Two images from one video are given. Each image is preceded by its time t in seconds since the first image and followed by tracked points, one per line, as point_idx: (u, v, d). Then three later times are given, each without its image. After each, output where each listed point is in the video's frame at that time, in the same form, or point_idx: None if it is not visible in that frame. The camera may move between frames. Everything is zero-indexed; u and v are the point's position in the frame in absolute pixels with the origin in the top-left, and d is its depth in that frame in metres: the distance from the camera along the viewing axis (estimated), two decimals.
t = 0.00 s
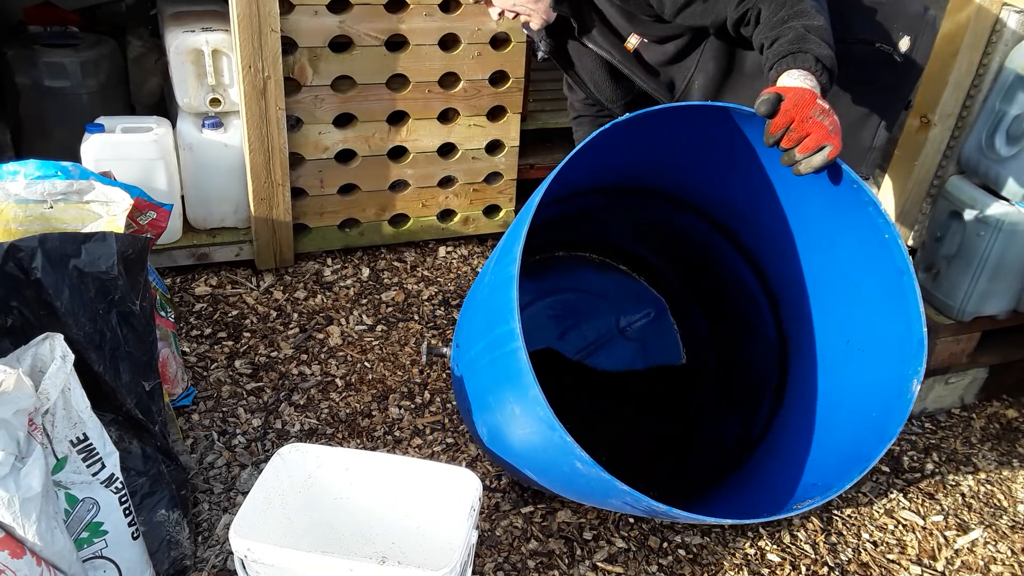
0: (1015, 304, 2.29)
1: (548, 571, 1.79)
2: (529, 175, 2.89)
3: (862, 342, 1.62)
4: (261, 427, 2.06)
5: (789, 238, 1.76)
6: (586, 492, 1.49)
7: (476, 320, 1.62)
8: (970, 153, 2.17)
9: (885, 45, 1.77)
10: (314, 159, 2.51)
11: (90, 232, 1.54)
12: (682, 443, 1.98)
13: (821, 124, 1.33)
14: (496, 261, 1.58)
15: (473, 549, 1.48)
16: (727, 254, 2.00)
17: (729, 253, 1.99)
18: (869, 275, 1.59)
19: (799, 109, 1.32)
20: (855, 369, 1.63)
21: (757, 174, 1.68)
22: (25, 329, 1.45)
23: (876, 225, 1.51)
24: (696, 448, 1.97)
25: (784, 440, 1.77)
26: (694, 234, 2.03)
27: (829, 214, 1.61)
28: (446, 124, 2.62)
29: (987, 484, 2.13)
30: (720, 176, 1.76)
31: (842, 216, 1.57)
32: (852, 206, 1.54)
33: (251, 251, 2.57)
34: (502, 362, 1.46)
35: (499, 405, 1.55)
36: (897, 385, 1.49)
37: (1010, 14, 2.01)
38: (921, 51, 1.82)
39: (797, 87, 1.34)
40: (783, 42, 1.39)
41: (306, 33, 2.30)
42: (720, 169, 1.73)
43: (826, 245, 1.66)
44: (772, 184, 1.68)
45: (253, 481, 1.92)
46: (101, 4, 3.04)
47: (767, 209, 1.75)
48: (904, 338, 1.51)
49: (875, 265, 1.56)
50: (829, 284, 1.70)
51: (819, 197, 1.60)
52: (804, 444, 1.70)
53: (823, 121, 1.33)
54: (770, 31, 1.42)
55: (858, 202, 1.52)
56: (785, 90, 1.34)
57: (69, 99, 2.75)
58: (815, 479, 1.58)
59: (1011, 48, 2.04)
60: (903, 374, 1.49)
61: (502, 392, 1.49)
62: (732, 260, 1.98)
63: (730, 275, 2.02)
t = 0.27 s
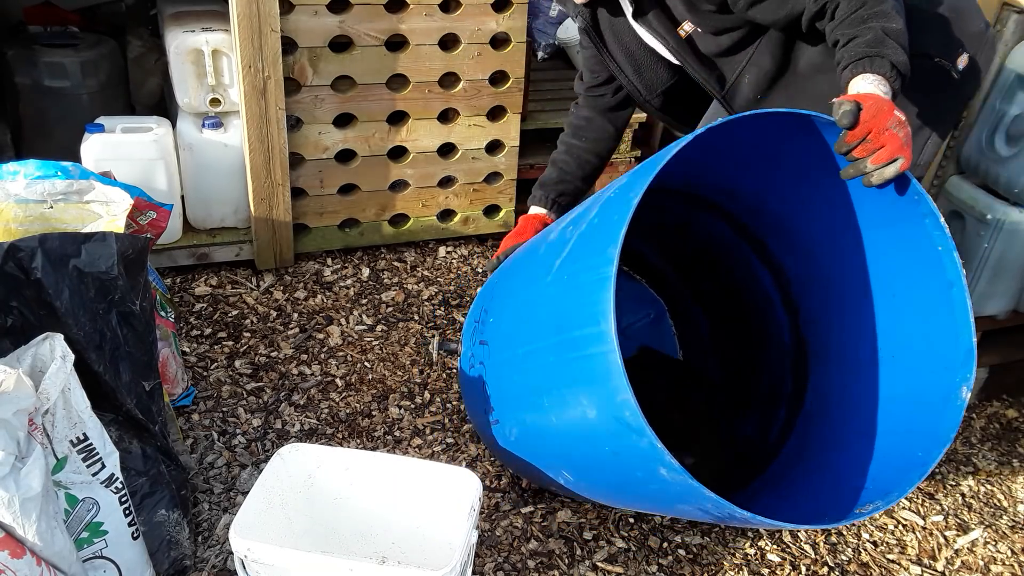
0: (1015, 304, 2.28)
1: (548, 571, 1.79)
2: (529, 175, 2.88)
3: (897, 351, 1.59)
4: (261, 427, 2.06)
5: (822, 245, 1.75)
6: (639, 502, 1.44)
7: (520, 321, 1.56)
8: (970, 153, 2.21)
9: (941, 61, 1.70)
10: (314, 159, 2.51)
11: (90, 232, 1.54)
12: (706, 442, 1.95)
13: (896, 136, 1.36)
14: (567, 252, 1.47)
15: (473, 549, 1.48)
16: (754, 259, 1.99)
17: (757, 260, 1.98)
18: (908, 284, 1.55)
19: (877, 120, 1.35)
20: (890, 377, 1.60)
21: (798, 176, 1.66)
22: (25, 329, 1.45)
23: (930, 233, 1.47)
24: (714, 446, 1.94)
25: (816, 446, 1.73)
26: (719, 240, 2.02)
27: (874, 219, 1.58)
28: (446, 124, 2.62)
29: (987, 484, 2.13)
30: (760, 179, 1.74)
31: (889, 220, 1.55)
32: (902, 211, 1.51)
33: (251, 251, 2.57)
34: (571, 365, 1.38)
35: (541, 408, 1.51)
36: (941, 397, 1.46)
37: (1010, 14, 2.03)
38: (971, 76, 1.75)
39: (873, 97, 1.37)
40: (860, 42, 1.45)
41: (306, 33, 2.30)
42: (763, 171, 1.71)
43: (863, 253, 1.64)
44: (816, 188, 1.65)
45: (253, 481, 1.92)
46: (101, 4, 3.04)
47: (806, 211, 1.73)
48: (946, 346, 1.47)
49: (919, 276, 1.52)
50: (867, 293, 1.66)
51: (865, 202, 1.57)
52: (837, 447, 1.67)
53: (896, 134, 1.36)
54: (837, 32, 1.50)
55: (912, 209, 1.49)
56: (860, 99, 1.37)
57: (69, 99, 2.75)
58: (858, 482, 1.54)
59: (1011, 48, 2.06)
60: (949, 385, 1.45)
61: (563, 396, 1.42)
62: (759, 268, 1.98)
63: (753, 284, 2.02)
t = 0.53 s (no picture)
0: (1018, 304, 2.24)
1: (548, 571, 1.79)
2: (528, 175, 2.88)
3: (948, 380, 1.55)
4: (261, 427, 2.06)
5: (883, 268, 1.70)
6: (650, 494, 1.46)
7: (578, 288, 1.58)
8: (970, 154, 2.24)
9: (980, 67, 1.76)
10: (314, 159, 2.51)
11: (91, 232, 1.54)
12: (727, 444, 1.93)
13: (873, 124, 1.31)
14: (657, 220, 1.50)
15: (473, 549, 1.48)
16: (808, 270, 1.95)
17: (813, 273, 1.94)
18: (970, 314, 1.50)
19: (845, 115, 1.31)
20: (935, 403, 1.56)
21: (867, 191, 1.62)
22: (25, 329, 1.45)
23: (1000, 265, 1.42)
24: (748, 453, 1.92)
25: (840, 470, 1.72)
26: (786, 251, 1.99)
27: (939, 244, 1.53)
28: (446, 124, 2.63)
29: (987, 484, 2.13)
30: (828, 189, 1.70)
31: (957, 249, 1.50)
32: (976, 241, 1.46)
33: (251, 251, 2.57)
34: (621, 331, 1.40)
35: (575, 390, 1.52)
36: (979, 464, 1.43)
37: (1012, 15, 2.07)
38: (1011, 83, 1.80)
39: (845, 83, 1.35)
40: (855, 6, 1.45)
41: (306, 33, 2.30)
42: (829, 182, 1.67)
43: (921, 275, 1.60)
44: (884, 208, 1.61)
45: (253, 480, 1.92)
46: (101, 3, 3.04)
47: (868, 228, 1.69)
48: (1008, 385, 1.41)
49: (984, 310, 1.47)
50: (921, 320, 1.62)
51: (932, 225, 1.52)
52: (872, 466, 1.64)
53: (875, 120, 1.31)
54: None
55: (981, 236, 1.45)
56: (829, 91, 1.35)
57: (69, 99, 2.75)
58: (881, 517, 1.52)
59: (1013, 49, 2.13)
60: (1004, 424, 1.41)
61: (603, 376, 1.43)
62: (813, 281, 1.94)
63: (813, 300, 1.97)
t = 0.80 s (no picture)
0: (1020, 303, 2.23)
1: (548, 571, 1.79)
2: (529, 175, 2.88)
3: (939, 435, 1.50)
4: (261, 427, 2.06)
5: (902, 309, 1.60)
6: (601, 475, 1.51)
7: (602, 271, 1.56)
8: (971, 152, 2.23)
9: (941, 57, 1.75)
10: (314, 159, 2.51)
11: (91, 232, 1.54)
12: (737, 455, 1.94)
13: (855, 152, 1.23)
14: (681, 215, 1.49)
15: (473, 549, 1.48)
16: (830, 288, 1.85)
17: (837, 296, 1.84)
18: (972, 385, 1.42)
19: (820, 157, 1.25)
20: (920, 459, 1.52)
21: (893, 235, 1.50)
22: (25, 329, 1.45)
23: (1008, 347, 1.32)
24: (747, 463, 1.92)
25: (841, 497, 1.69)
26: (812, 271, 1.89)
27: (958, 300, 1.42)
28: (446, 124, 2.63)
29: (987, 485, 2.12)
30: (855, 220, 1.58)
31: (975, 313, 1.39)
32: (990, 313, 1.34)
33: (251, 251, 2.57)
34: (606, 311, 1.44)
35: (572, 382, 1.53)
36: (954, 525, 1.39)
37: (1010, 13, 2.05)
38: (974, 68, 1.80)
39: (808, 127, 1.29)
40: (773, 56, 1.38)
41: (306, 33, 2.30)
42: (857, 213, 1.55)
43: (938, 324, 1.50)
44: (906, 252, 1.49)
45: (253, 480, 1.92)
46: (101, 3, 3.04)
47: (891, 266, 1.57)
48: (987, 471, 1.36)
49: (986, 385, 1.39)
50: (930, 361, 1.53)
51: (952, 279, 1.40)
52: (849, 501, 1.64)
53: (853, 150, 1.24)
54: (765, 43, 1.41)
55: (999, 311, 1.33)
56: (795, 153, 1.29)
57: (69, 99, 2.75)
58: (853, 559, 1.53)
59: (1011, 49, 2.08)
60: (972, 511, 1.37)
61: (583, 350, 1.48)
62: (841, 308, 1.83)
63: (842, 323, 1.86)
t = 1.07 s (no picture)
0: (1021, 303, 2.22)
1: (548, 570, 1.80)
2: (528, 176, 2.89)
3: (952, 440, 1.57)
4: (262, 426, 2.07)
5: (920, 316, 1.66)
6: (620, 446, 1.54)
7: (637, 248, 1.62)
8: (970, 153, 2.24)
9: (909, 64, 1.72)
10: (315, 160, 2.52)
11: (93, 232, 1.54)
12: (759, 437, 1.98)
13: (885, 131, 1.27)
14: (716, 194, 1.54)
15: (473, 548, 1.49)
16: (836, 292, 1.93)
17: (850, 304, 1.90)
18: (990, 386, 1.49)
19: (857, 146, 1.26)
20: (935, 466, 1.59)
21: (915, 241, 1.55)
22: (26, 329, 1.46)
23: None
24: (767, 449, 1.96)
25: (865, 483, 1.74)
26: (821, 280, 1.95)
27: (981, 307, 1.48)
28: (446, 125, 2.63)
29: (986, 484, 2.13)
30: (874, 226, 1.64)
31: (997, 318, 1.45)
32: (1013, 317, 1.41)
33: (252, 251, 2.57)
34: (643, 272, 1.49)
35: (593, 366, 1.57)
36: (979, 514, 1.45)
37: (1009, 14, 2.11)
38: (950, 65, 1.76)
39: (834, 119, 1.27)
40: (752, 95, 1.30)
41: (307, 34, 2.31)
42: (878, 222, 1.60)
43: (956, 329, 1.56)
44: (924, 247, 1.53)
45: (254, 480, 1.93)
46: (102, 4, 3.05)
47: (911, 274, 1.63)
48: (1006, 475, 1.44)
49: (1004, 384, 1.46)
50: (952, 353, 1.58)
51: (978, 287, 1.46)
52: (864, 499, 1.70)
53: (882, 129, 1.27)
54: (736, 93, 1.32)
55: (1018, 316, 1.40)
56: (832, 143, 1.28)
57: (71, 99, 2.76)
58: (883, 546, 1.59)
59: (1009, 49, 2.12)
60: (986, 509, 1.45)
61: (616, 310, 1.53)
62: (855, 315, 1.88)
63: (856, 315, 1.90)
